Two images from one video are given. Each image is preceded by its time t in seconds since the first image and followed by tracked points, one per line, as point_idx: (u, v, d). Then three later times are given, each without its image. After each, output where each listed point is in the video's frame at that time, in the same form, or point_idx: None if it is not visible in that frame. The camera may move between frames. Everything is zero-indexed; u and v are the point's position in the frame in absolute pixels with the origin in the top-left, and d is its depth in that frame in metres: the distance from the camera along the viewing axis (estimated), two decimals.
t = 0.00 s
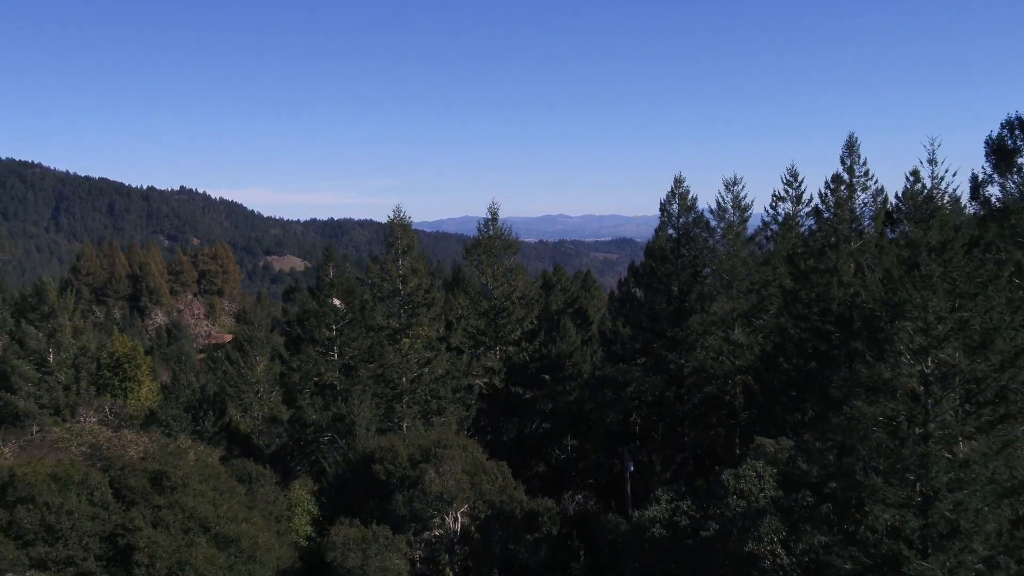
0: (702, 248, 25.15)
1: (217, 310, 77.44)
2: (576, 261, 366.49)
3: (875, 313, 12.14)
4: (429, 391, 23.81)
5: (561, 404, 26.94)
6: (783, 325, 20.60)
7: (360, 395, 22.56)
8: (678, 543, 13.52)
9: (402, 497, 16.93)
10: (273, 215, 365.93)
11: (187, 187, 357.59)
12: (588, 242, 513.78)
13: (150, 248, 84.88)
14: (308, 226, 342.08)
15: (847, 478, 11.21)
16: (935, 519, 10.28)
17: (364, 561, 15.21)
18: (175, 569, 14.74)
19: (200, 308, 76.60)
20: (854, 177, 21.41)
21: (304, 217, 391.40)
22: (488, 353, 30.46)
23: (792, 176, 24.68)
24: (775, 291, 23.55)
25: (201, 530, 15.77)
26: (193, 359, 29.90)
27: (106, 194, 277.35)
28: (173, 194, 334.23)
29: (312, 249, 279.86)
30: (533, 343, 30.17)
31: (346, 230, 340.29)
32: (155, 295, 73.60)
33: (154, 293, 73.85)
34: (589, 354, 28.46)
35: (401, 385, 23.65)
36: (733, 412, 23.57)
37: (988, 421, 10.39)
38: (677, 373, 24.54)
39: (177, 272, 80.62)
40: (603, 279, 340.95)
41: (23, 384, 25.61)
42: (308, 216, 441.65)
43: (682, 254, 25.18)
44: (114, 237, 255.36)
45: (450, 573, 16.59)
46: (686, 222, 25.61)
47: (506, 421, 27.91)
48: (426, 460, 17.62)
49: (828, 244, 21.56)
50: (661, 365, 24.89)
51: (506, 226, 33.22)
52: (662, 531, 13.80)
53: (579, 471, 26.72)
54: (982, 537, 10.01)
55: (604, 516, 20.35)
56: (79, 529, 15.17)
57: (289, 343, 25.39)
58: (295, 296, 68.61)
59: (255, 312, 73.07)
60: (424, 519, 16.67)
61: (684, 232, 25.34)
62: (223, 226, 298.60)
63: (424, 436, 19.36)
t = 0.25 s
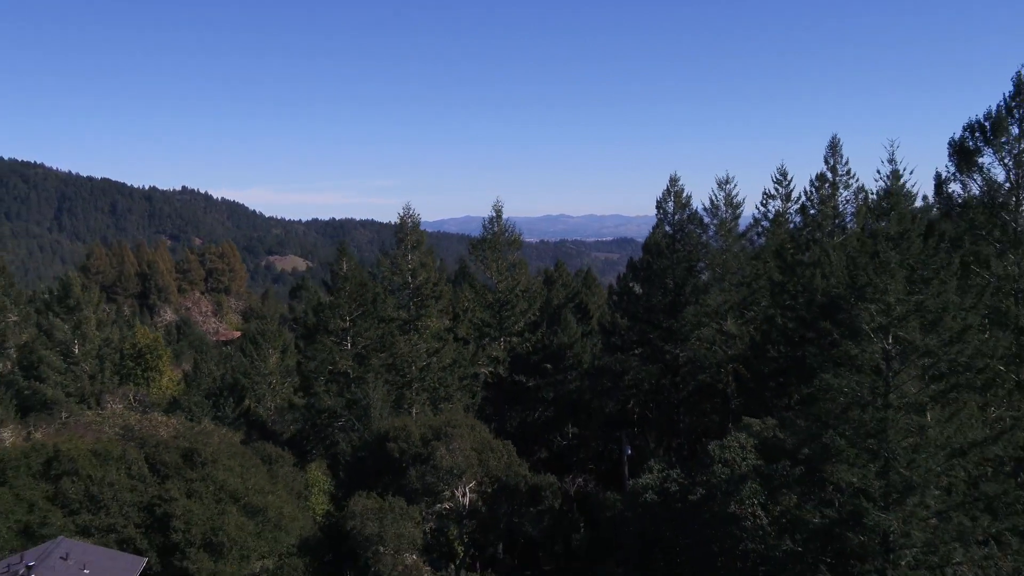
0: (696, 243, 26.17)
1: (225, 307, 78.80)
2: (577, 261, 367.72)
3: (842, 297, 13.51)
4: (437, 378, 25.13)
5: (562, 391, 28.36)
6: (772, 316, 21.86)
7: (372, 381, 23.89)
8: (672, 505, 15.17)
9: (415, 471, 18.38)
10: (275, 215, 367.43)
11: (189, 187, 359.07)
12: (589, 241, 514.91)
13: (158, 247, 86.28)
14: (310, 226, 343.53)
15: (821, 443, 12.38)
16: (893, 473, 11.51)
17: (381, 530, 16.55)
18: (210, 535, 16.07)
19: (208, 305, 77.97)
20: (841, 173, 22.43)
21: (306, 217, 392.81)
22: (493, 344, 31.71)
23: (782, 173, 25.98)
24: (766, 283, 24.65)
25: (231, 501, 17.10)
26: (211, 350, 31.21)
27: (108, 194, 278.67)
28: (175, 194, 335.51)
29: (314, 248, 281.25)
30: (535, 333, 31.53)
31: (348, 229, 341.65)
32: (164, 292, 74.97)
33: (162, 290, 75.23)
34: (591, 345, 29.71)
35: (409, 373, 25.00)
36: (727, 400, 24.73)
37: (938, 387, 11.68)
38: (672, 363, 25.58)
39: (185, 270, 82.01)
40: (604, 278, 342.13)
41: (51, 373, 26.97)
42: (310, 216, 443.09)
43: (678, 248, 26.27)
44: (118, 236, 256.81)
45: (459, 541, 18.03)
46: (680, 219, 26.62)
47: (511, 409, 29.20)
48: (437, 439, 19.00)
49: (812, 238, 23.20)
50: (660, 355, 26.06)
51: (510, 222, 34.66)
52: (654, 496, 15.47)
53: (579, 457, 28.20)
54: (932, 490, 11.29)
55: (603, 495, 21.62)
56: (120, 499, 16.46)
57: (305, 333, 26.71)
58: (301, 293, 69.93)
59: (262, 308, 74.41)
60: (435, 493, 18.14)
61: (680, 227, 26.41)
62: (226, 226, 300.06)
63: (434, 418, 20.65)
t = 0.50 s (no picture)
0: (691, 240, 27.37)
1: (231, 305, 80.19)
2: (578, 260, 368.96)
3: (817, 284, 14.97)
4: (445, 367, 26.47)
5: (563, 381, 29.55)
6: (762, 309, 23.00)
7: (384, 369, 25.26)
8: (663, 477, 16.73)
9: (427, 451, 19.71)
10: (277, 215, 368.85)
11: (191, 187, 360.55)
12: (589, 240, 514.77)
13: (166, 246, 87.73)
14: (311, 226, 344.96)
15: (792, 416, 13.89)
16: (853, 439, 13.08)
17: (397, 502, 17.97)
18: (240, 507, 17.46)
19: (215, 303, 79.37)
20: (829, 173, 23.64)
21: (307, 217, 394.25)
22: (497, 338, 33.04)
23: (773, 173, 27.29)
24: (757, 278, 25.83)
25: (257, 477, 18.50)
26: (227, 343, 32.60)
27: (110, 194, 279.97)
28: (177, 195, 336.83)
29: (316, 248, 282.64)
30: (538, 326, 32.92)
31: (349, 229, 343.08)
32: (172, 290, 76.37)
33: (170, 289, 76.63)
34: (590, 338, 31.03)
35: (419, 362, 26.37)
36: (721, 389, 25.61)
37: (902, 365, 13.21)
38: (669, 354, 26.70)
39: (192, 269, 83.44)
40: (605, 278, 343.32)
41: (76, 364, 28.31)
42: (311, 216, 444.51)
43: (673, 244, 27.46)
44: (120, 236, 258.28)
45: (467, 518, 19.26)
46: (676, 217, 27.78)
47: (515, 398, 30.54)
48: (448, 421, 20.34)
49: (800, 234, 24.31)
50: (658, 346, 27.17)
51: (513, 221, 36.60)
52: (649, 470, 16.88)
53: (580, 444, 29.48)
54: (895, 457, 12.85)
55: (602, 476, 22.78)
56: (157, 474, 17.87)
57: (319, 326, 28.07)
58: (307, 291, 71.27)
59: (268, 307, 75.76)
60: (446, 471, 19.55)
61: (676, 224, 27.63)
62: (228, 226, 301.54)
63: (444, 403, 21.97)
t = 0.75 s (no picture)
0: (686, 237, 28.65)
1: (239, 302, 81.68)
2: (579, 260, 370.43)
3: (794, 275, 16.56)
4: (453, 357, 27.95)
5: (565, 371, 30.94)
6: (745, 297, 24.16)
7: (396, 358, 26.78)
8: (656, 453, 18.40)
9: (439, 431, 21.24)
10: (278, 215, 370.47)
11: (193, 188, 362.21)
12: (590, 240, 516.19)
13: (173, 245, 89.24)
14: (313, 226, 346.60)
15: (770, 391, 15.44)
16: (824, 412, 14.61)
17: (412, 477, 19.51)
18: (268, 481, 18.99)
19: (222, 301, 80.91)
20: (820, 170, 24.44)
21: (309, 217, 395.84)
22: (502, 331, 34.55)
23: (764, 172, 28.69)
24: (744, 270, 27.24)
25: (283, 454, 20.03)
26: (244, 335, 34.10)
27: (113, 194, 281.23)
28: (179, 195, 338.09)
29: (318, 248, 284.24)
30: (541, 319, 34.40)
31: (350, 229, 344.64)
32: (180, 288, 77.94)
33: (179, 286, 78.19)
34: (593, 329, 32.53)
35: (428, 352, 27.82)
36: (715, 378, 26.45)
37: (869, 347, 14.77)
38: (665, 345, 27.75)
39: (200, 267, 84.97)
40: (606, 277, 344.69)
41: (102, 355, 29.82)
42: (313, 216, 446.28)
43: (669, 241, 28.67)
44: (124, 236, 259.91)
45: (476, 493, 20.76)
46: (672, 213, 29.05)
47: (519, 388, 32.10)
48: (458, 404, 21.84)
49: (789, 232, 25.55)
50: (655, 337, 28.20)
51: (517, 221, 38.38)
52: (644, 444, 18.34)
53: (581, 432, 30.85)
54: (863, 429, 14.41)
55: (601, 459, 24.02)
56: (191, 450, 19.38)
57: (333, 318, 29.58)
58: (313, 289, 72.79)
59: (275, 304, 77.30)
60: (456, 450, 21.08)
61: (672, 222, 28.91)
62: (230, 226, 303.24)
63: (454, 388, 23.44)
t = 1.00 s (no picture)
0: (683, 234, 29.89)
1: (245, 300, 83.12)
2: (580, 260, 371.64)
3: (777, 268, 18.00)
4: (459, 349, 29.30)
5: (566, 363, 32.27)
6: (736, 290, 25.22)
7: (406, 350, 28.18)
8: (651, 434, 19.79)
9: (448, 415, 22.59)
10: (280, 215, 371.98)
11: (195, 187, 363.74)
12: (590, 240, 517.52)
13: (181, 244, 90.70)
14: (314, 226, 348.03)
15: (755, 374, 16.88)
16: (804, 392, 16.01)
17: (424, 457, 20.92)
18: (290, 461, 20.38)
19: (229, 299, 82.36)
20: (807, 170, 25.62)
21: (310, 217, 397.29)
22: (506, 325, 35.90)
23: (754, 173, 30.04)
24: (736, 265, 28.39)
25: (303, 436, 21.43)
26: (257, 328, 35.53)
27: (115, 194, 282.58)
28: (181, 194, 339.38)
29: (320, 247, 285.60)
30: (543, 314, 35.75)
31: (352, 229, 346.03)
32: (188, 286, 79.39)
33: (187, 284, 79.64)
34: (593, 323, 33.85)
35: (436, 344, 29.17)
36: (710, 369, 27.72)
37: (845, 332, 16.15)
38: (663, 337, 28.89)
39: (207, 265, 86.43)
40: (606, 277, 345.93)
41: (123, 347, 31.25)
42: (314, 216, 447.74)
43: (666, 238, 29.76)
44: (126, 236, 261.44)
45: (483, 474, 22.13)
46: (667, 212, 30.26)
47: (522, 380, 33.46)
48: (466, 390, 23.19)
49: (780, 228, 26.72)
50: (655, 330, 29.17)
51: (521, 219, 39.78)
52: (641, 426, 19.87)
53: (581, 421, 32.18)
54: (841, 407, 15.71)
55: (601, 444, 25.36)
56: (217, 432, 20.76)
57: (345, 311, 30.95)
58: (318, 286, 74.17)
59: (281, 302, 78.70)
60: (464, 433, 22.43)
61: (668, 220, 30.17)
62: (232, 226, 304.75)
63: (461, 376, 24.83)
